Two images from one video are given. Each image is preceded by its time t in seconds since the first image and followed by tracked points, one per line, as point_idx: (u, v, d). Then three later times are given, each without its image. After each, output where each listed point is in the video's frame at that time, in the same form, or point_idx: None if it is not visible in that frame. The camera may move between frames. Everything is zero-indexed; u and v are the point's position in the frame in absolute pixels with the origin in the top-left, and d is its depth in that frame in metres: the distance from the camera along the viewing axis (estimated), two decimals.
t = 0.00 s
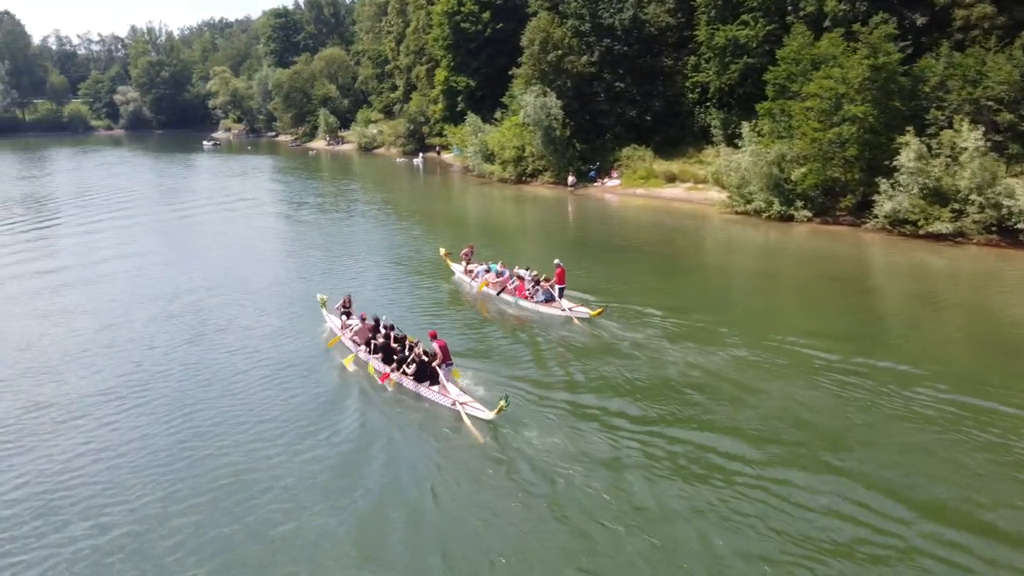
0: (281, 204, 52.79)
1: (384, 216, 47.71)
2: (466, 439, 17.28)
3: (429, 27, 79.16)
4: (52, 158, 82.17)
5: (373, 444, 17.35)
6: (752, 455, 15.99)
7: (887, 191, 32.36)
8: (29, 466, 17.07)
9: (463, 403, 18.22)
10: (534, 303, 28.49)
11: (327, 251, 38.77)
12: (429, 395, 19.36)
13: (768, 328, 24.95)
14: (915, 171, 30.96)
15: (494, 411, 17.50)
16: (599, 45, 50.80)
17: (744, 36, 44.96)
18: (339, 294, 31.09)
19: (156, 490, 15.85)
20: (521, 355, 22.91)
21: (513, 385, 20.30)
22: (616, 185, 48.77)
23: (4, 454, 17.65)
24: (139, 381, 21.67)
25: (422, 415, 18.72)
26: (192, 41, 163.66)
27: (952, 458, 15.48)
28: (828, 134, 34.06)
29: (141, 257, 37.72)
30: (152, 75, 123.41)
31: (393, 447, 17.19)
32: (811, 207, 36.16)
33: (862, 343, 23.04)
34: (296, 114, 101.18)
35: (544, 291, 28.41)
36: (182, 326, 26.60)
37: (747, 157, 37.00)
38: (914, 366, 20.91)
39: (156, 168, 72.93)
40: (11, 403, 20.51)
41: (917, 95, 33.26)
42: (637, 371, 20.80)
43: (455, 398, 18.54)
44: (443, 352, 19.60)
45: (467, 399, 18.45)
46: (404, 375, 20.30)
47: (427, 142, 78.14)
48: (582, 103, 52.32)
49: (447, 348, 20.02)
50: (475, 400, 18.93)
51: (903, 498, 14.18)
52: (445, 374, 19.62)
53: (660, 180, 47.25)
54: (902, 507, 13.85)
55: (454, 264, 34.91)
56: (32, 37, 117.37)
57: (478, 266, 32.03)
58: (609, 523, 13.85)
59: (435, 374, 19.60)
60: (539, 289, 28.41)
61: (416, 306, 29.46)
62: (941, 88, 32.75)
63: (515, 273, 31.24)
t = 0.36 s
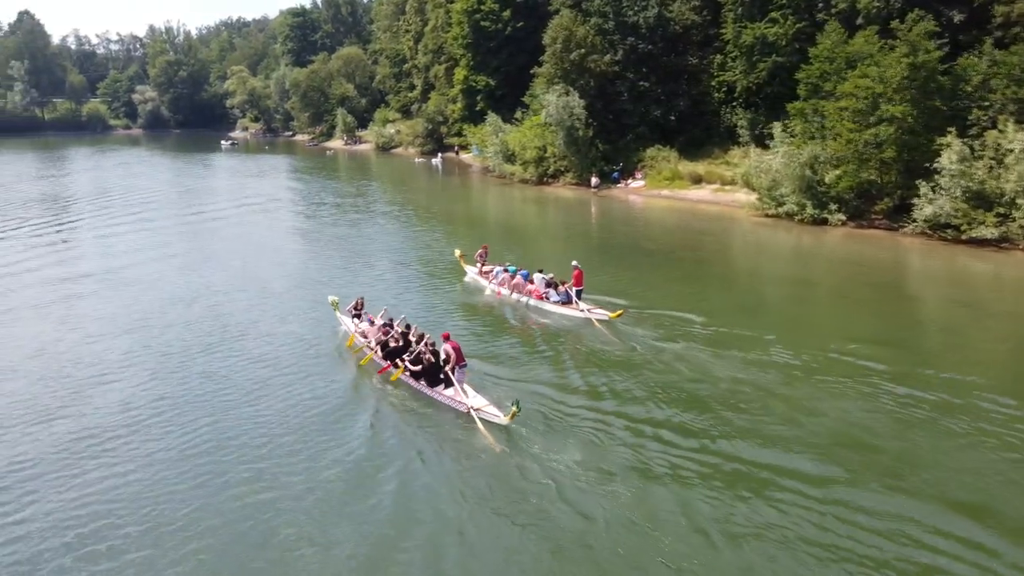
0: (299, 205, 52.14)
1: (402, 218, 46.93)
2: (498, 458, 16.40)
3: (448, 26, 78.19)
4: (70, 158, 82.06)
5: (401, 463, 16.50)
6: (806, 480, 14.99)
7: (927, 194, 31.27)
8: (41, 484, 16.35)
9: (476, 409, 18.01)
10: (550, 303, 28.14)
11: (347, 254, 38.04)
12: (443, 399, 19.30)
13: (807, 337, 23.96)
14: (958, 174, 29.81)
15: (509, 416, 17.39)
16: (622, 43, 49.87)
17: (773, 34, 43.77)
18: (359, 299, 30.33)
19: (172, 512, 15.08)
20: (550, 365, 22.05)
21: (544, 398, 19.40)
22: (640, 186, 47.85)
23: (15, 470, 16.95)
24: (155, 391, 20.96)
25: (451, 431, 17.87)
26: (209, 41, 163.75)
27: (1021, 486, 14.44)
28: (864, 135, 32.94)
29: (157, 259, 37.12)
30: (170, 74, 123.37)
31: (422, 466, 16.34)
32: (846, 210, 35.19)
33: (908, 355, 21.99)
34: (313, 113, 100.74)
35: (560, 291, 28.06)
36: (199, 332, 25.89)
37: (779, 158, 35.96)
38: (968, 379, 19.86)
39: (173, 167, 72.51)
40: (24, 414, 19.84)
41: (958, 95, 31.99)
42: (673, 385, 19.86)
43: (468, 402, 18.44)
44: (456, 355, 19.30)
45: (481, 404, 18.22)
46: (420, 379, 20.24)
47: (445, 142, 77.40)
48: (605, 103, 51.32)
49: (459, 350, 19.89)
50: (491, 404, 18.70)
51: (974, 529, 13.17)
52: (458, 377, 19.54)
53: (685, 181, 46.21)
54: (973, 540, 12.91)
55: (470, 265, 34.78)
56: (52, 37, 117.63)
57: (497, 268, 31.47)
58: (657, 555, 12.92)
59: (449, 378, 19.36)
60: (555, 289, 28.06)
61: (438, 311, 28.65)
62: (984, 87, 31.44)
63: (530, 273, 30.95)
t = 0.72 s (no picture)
0: (318, 206, 51.53)
1: (423, 220, 46.19)
2: (530, 484, 15.48)
3: (468, 25, 77.32)
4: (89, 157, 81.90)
5: (427, 487, 15.60)
6: (862, 513, 13.95)
7: (970, 198, 30.12)
8: (51, 505, 15.58)
9: (493, 413, 18.06)
10: (570, 307, 27.84)
11: (366, 257, 37.22)
12: (457, 403, 19.22)
13: (850, 348, 22.93)
14: (1003, 177, 28.61)
15: (526, 422, 17.32)
16: (648, 42, 49.07)
17: (804, 33, 42.63)
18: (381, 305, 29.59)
19: (189, 538, 14.37)
20: (583, 377, 21.22)
21: (576, 416, 18.45)
22: (666, 188, 46.82)
23: (25, 489, 16.21)
24: (171, 404, 20.20)
25: (480, 454, 16.99)
26: (227, 41, 163.85)
27: None
28: (903, 137, 31.78)
29: (175, 261, 36.57)
30: (188, 74, 123.30)
31: (450, 493, 15.44)
32: (883, 214, 34.04)
33: (961, 369, 20.91)
34: (331, 113, 100.26)
35: (580, 295, 27.77)
36: (216, 340, 25.13)
37: (813, 161, 34.88)
38: None
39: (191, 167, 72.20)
40: (35, 427, 19.11)
41: (1002, 95, 30.82)
42: (712, 403, 18.86)
43: (484, 408, 18.38)
44: (473, 359, 19.26)
45: (497, 409, 18.27)
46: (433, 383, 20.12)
47: (464, 142, 76.64)
48: (629, 103, 50.34)
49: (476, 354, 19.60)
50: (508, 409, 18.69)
51: None
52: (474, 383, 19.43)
53: (712, 183, 45.16)
54: None
55: (483, 268, 34.42)
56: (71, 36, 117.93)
57: (514, 271, 31.18)
58: None
59: (466, 383, 19.38)
60: (574, 293, 27.78)
61: (463, 318, 27.89)
62: None
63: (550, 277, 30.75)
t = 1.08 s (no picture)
0: (333, 207, 50.77)
1: (440, 222, 45.34)
2: (564, 508, 14.47)
3: (485, 24, 76.45)
4: (103, 156, 81.55)
5: (457, 510, 14.64)
6: (927, 547, 12.90)
7: (1013, 202, 29.10)
8: (55, 531, 14.71)
9: (505, 420, 17.49)
10: (586, 310, 26.96)
11: (382, 259, 36.38)
12: (468, 409, 18.68)
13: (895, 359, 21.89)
14: None
15: (539, 429, 16.73)
16: (670, 41, 48.10)
17: (831, 31, 41.42)
18: (400, 309, 28.74)
19: (206, 564, 13.53)
20: (615, 387, 20.30)
21: (608, 432, 17.44)
22: (689, 190, 45.79)
23: (33, 512, 15.39)
24: (182, 416, 19.30)
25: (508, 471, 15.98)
26: (241, 41, 163.76)
27: None
28: (941, 138, 30.50)
29: (189, 262, 35.86)
30: (202, 74, 123.02)
31: (477, 519, 14.43)
32: (918, 219, 32.93)
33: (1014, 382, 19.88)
34: (345, 113, 99.65)
35: (594, 298, 26.87)
36: (229, 346, 24.28)
37: (845, 163, 33.74)
38: None
39: (206, 168, 71.65)
40: (41, 442, 18.27)
41: None
42: (752, 420, 17.81)
43: (497, 414, 17.82)
44: (489, 367, 19.01)
45: (510, 416, 17.70)
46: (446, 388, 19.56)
47: (480, 142, 75.87)
48: (651, 103, 49.35)
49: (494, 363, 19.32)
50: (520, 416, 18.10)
51: None
52: (488, 389, 18.92)
53: (737, 186, 44.13)
54: None
55: (497, 269, 33.65)
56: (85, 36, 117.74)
57: (527, 272, 30.80)
58: None
59: (478, 388, 18.86)
60: (590, 295, 26.87)
61: (486, 323, 27.03)
62: None
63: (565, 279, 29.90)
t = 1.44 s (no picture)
0: (346, 208, 49.96)
1: (456, 224, 44.48)
2: (603, 538, 13.58)
3: (498, 23, 75.55)
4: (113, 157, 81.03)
5: (490, 539, 13.79)
6: None
7: None
8: (64, 560, 13.91)
9: (517, 427, 17.12)
10: (600, 313, 26.28)
11: (395, 261, 35.53)
12: (478, 413, 18.38)
13: (943, 371, 20.88)
14: None
15: (552, 438, 16.41)
16: (690, 40, 47.06)
17: (857, 29, 40.28)
18: (419, 314, 27.90)
19: None
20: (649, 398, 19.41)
21: (645, 452, 16.54)
22: (710, 192, 44.78)
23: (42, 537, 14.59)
24: (190, 430, 18.46)
25: (535, 495, 15.07)
26: (250, 41, 163.30)
27: None
28: (978, 139, 29.30)
29: (202, 264, 35.09)
30: (212, 74, 122.59)
31: (504, 550, 13.54)
32: (953, 222, 31.89)
33: None
34: (355, 113, 98.97)
35: (608, 300, 26.13)
36: (240, 354, 23.42)
37: (876, 165, 32.64)
38: None
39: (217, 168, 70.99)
40: (49, 457, 17.48)
41: None
42: (791, 440, 16.85)
43: (508, 422, 17.46)
44: (501, 370, 18.18)
45: (522, 423, 17.31)
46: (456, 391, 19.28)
47: (493, 143, 75.03)
48: (670, 103, 48.29)
49: (506, 363, 18.40)
50: (532, 422, 17.74)
51: None
52: (499, 394, 18.57)
53: (760, 187, 43.11)
54: None
55: (505, 271, 32.84)
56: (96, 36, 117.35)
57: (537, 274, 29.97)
58: None
59: (490, 393, 18.51)
60: (604, 298, 26.13)
61: (508, 329, 26.16)
62: None
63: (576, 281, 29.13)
